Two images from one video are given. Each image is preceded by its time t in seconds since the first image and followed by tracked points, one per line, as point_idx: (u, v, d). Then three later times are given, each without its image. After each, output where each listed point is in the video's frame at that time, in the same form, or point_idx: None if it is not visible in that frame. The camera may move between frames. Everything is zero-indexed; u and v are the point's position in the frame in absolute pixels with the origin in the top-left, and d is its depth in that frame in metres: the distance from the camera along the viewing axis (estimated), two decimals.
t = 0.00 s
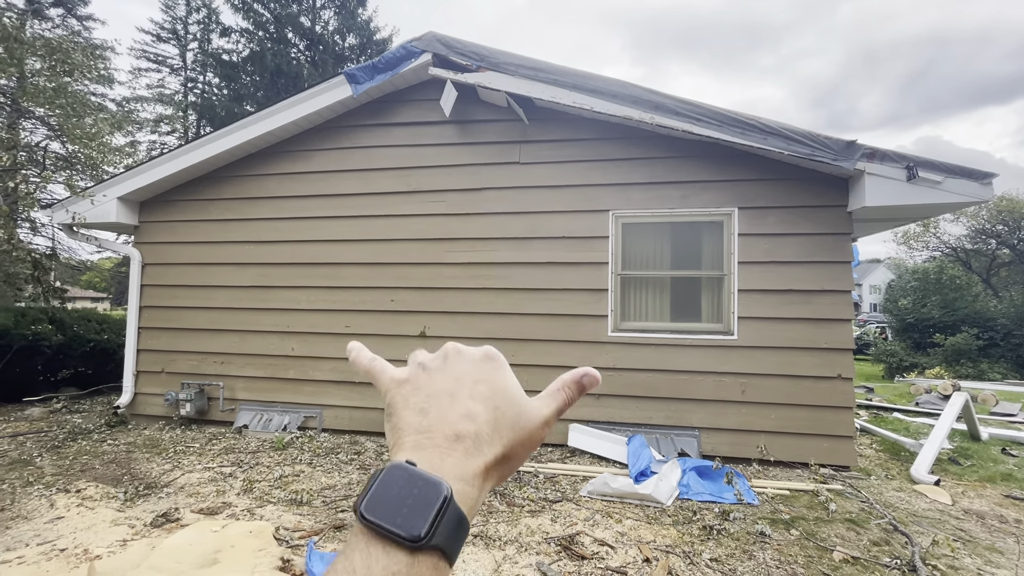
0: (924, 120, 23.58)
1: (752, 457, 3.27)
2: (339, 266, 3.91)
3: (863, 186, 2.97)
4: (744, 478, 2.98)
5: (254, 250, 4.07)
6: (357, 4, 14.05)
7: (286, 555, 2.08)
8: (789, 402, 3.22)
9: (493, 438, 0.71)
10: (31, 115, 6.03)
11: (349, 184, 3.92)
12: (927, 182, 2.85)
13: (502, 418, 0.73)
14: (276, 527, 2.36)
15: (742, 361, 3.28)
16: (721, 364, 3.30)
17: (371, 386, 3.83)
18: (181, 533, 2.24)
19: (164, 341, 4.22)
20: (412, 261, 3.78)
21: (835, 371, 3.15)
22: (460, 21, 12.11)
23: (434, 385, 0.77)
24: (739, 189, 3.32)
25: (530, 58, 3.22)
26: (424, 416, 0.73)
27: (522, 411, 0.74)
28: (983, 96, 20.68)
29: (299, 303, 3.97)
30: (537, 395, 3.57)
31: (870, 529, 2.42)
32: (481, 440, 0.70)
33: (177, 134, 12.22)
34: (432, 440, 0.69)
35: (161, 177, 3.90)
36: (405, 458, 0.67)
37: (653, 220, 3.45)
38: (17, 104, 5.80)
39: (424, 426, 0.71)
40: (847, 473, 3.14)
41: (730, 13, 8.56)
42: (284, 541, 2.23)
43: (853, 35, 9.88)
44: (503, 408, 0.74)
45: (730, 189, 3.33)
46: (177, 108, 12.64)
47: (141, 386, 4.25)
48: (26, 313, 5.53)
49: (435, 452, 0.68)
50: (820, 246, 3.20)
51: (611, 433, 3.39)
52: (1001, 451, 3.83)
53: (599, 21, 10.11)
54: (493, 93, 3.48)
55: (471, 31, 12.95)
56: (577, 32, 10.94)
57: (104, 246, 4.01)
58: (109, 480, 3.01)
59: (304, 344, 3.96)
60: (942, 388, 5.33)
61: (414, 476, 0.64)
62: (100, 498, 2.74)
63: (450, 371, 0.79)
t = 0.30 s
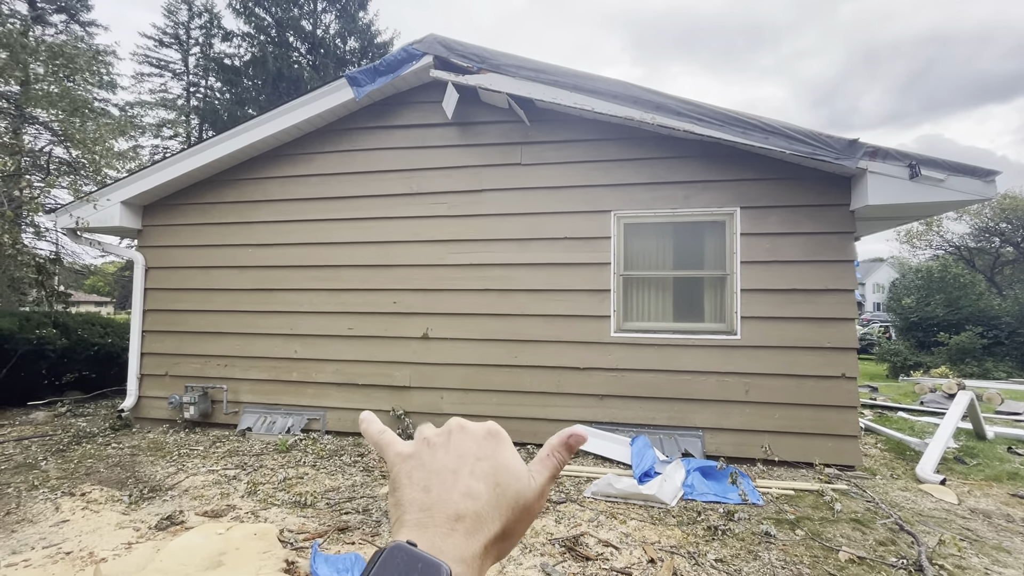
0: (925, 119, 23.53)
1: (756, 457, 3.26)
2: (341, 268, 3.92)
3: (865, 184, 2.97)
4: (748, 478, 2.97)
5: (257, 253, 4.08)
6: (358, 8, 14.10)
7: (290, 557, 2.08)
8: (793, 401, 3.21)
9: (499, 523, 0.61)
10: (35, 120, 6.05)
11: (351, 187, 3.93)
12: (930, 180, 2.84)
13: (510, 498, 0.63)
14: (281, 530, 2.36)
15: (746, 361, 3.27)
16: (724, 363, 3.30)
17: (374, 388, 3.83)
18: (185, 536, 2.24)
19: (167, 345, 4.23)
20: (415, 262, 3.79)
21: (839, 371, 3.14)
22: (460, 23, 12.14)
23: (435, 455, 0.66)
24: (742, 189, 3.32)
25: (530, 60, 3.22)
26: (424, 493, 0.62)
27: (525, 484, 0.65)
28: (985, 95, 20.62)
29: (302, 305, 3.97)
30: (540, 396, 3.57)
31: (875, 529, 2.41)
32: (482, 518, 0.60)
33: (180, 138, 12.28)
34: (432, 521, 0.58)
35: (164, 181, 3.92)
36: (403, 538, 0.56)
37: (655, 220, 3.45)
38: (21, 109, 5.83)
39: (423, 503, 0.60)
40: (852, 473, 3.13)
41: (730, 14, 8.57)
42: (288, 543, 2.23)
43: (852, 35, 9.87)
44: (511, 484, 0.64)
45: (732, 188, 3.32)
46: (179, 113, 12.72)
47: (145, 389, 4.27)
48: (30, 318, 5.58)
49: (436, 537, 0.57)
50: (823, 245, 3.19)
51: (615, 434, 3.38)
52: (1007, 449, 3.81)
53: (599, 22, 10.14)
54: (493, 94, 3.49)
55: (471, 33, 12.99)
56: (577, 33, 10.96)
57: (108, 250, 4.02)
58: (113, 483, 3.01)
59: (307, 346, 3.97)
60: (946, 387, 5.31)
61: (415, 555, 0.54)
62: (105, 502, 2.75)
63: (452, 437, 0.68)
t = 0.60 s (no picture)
0: (927, 118, 23.47)
1: (760, 459, 3.25)
2: (343, 272, 3.93)
3: (867, 184, 2.96)
4: (752, 480, 2.96)
5: (260, 257, 4.09)
6: (359, 13, 14.17)
7: (292, 561, 2.07)
8: (797, 402, 3.20)
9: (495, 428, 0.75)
10: (38, 126, 6.07)
11: (353, 190, 3.94)
12: (932, 180, 2.83)
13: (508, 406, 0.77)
14: (284, 534, 2.36)
15: (749, 362, 3.26)
16: (727, 365, 3.29)
17: (377, 391, 3.84)
18: (189, 540, 2.24)
19: (170, 349, 4.25)
20: (417, 266, 3.80)
21: (843, 371, 3.13)
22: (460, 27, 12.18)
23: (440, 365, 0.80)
24: (743, 189, 3.32)
25: (530, 63, 3.23)
26: (424, 398, 0.77)
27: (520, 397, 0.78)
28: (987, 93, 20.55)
29: (304, 309, 3.98)
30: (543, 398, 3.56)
31: (881, 530, 2.40)
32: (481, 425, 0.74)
33: (182, 143, 12.35)
34: (434, 428, 0.73)
35: (167, 186, 3.94)
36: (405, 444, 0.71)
37: (657, 222, 3.45)
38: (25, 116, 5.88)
39: (426, 407, 0.76)
40: (856, 474, 3.11)
41: (729, 15, 8.58)
42: (292, 547, 2.22)
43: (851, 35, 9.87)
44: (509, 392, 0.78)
45: (734, 189, 3.32)
46: (182, 118, 12.80)
47: (148, 394, 4.28)
48: (35, 323, 5.61)
49: (438, 441, 0.72)
50: (825, 245, 3.18)
51: (618, 436, 3.37)
52: (1013, 450, 3.78)
53: (598, 25, 10.17)
54: (494, 97, 3.49)
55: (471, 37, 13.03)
56: (576, 36, 10.99)
57: (111, 255, 4.03)
58: (117, 488, 3.02)
59: (309, 350, 3.97)
60: (951, 387, 5.28)
61: (410, 463, 0.69)
62: (109, 506, 2.75)
63: (460, 347, 0.82)
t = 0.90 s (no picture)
0: (929, 119, 23.45)
1: (763, 461, 3.24)
2: (346, 276, 3.94)
3: (868, 185, 2.96)
4: (756, 481, 2.95)
5: (262, 262, 4.11)
6: (360, 18, 14.26)
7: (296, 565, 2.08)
8: (800, 404, 3.20)
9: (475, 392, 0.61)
10: (42, 133, 6.10)
11: (355, 195, 3.96)
12: (933, 180, 2.83)
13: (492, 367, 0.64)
14: (288, 537, 2.37)
15: (752, 364, 3.26)
16: (730, 366, 3.28)
17: (379, 394, 3.84)
18: (193, 544, 2.25)
19: (173, 354, 4.26)
20: (419, 269, 3.81)
21: (846, 372, 3.13)
22: (461, 32, 12.24)
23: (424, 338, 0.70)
24: (745, 191, 3.32)
25: (530, 66, 3.24)
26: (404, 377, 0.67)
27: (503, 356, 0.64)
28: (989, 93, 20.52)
29: (307, 313, 4.00)
30: (545, 401, 3.56)
31: (886, 531, 2.39)
32: (456, 391, 0.62)
33: (185, 149, 12.43)
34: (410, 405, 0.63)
35: (171, 192, 3.97)
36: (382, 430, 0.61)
37: (659, 224, 3.46)
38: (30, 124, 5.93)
39: (401, 389, 0.65)
40: (861, 475, 3.10)
41: (728, 17, 8.61)
42: (295, 551, 2.22)
43: (851, 36, 9.88)
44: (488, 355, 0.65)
45: (734, 190, 3.33)
46: (184, 124, 12.88)
47: (152, 399, 4.29)
48: (39, 328, 5.63)
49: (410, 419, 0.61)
50: (827, 246, 3.18)
51: (621, 438, 3.37)
52: (1019, 450, 3.76)
53: (598, 28, 10.22)
54: (495, 101, 3.51)
55: (472, 41, 13.08)
56: (576, 39, 11.04)
57: (115, 261, 4.06)
58: (121, 493, 3.02)
59: (312, 354, 3.98)
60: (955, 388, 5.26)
61: (379, 442, 0.59)
62: (113, 511, 2.76)
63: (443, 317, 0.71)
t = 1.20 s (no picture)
0: (930, 120, 23.44)
1: (767, 463, 3.23)
2: (348, 280, 3.95)
3: (869, 186, 2.97)
4: (759, 485, 2.94)
5: (265, 267, 4.13)
6: (361, 23, 14.35)
7: (299, 569, 2.09)
8: (803, 406, 3.19)
9: None
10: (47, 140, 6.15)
11: (357, 199, 3.98)
12: (934, 181, 2.83)
13: (451, 531, 0.54)
14: (291, 542, 2.37)
15: (754, 366, 3.26)
16: (732, 369, 3.28)
17: (382, 399, 3.85)
18: (196, 549, 2.25)
19: (177, 359, 4.28)
20: (420, 273, 3.82)
21: (849, 374, 3.12)
22: (461, 37, 12.32)
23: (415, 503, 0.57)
24: (745, 193, 3.32)
25: (531, 71, 3.26)
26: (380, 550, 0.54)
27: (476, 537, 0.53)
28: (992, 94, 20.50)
29: (309, 318, 4.01)
30: (548, 404, 3.56)
31: (890, 534, 2.38)
32: None
33: (189, 155, 12.51)
34: None
35: (174, 198, 4.00)
36: None
37: (659, 227, 3.46)
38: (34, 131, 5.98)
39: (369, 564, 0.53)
40: (865, 478, 3.09)
41: (728, 19, 8.64)
42: (298, 556, 2.23)
43: (850, 37, 9.88)
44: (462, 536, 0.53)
45: (735, 193, 3.33)
46: (187, 130, 12.98)
47: (155, 404, 4.31)
48: (43, 334, 5.66)
49: None
50: (829, 248, 3.18)
51: (623, 442, 3.37)
52: None
53: (598, 32, 10.27)
54: (496, 105, 3.53)
55: (473, 45, 13.15)
56: (576, 43, 11.10)
57: (118, 266, 4.09)
58: (125, 498, 3.04)
59: (314, 358, 3.99)
60: (960, 389, 5.24)
61: None
62: (117, 516, 2.77)
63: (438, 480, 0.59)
